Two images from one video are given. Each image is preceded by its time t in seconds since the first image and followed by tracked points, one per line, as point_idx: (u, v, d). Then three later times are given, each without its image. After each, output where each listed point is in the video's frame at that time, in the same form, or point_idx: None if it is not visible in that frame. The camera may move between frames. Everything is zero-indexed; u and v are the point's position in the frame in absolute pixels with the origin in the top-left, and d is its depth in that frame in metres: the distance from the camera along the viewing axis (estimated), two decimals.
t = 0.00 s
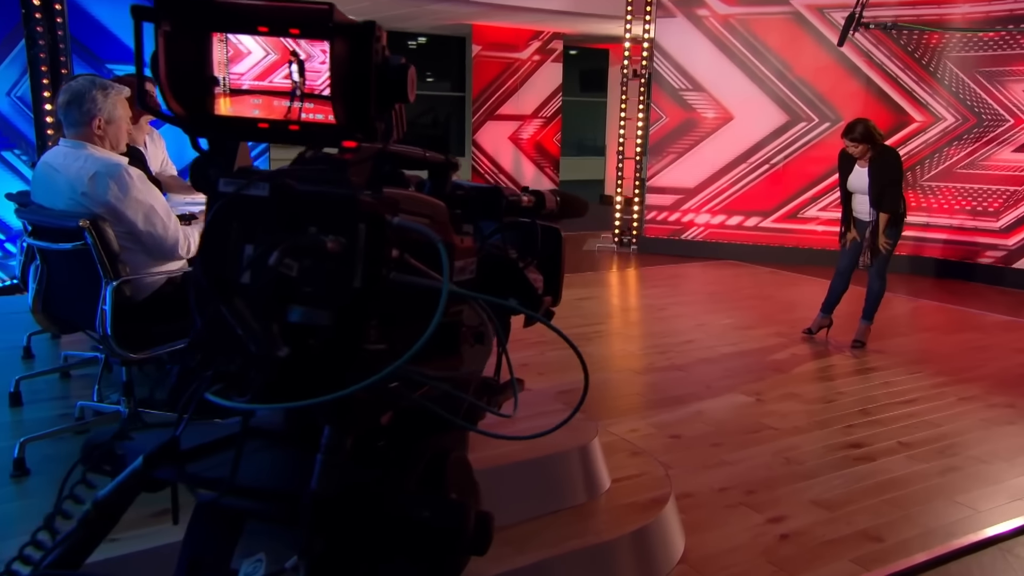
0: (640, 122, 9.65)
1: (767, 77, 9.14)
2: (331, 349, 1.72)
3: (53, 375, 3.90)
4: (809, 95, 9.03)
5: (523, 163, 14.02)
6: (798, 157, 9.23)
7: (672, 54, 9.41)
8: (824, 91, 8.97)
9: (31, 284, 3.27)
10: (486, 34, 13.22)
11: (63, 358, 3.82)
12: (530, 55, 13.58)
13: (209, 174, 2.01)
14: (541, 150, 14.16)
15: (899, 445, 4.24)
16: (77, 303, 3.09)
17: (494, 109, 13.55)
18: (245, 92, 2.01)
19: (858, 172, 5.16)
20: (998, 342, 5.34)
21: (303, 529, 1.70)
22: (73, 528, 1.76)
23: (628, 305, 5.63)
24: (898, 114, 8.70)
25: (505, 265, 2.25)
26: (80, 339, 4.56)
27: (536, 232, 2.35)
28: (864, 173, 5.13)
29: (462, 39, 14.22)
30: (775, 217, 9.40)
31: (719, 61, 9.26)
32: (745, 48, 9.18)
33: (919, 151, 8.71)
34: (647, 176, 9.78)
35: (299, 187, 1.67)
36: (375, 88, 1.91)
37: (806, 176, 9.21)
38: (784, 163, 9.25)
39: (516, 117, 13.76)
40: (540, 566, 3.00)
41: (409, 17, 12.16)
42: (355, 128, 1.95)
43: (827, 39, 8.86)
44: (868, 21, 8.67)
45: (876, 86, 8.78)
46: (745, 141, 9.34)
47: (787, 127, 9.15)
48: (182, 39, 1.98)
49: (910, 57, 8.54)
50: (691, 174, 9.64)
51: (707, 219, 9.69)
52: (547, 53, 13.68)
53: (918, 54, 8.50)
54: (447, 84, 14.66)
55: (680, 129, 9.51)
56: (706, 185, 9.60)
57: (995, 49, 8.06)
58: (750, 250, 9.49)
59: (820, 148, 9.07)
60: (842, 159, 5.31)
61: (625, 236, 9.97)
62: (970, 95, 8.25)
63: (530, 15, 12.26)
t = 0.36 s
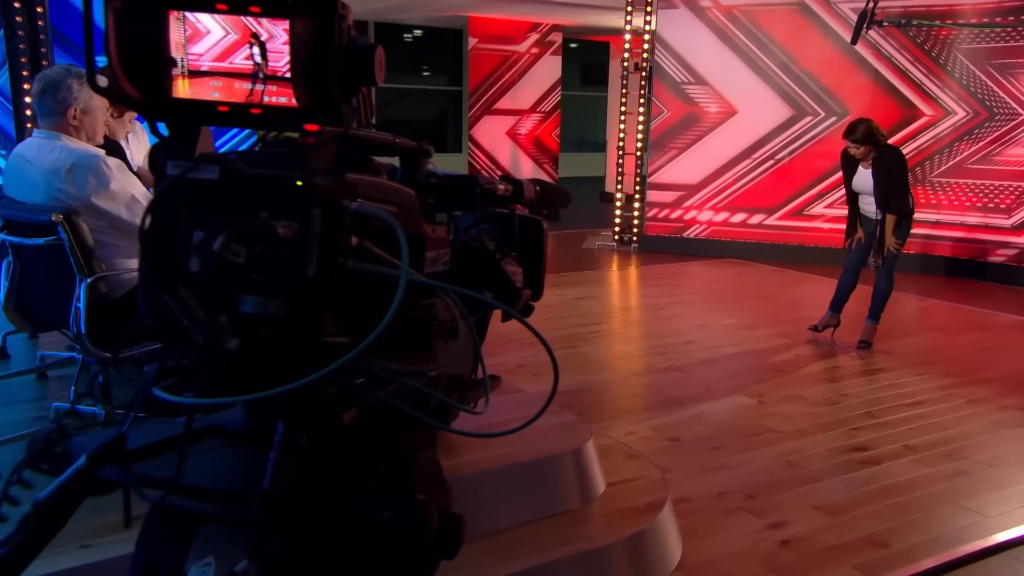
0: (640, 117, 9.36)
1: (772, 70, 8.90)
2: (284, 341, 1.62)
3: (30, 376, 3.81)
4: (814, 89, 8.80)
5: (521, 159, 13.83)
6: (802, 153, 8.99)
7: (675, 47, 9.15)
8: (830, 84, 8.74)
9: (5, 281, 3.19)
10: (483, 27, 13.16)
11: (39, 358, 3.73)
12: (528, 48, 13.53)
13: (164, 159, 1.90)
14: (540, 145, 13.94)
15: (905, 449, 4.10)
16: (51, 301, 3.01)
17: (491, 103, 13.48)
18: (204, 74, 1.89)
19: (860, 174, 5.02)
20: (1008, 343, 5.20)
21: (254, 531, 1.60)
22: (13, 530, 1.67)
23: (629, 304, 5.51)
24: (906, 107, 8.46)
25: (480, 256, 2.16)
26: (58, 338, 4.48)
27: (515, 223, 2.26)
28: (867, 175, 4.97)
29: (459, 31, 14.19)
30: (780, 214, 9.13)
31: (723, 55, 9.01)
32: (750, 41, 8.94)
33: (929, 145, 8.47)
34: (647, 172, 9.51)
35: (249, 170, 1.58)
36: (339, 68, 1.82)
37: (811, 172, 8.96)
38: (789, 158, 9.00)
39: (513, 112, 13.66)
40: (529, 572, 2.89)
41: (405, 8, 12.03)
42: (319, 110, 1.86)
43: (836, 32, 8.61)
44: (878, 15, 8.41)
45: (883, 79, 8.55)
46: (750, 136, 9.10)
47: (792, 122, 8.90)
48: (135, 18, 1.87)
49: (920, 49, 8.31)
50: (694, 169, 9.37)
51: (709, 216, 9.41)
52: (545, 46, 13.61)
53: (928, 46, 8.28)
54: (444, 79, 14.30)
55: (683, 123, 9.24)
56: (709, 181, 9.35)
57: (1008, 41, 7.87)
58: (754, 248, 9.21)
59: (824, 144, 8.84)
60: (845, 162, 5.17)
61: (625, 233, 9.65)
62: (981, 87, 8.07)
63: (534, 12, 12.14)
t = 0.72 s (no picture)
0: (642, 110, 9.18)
1: (777, 62, 8.71)
2: (232, 334, 1.52)
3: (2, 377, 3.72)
4: (820, 81, 8.61)
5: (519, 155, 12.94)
6: (808, 148, 8.79)
7: (677, 40, 8.98)
8: (837, 77, 8.55)
9: None
10: (478, 18, 12.43)
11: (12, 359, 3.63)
12: (525, 40, 12.71)
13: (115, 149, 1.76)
14: (538, 141, 13.00)
15: (910, 452, 3.97)
16: (19, 298, 2.92)
17: (488, 97, 12.66)
18: (156, 55, 1.76)
19: (868, 165, 4.88)
20: (1018, 343, 5.05)
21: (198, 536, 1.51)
22: None
23: (629, 304, 5.39)
24: (914, 100, 8.30)
25: (453, 247, 2.04)
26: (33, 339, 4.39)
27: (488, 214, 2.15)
28: (874, 166, 4.84)
29: (456, 24, 13.80)
30: (785, 211, 8.95)
31: (727, 47, 8.82)
32: (753, 32, 8.73)
33: (939, 140, 8.29)
34: (648, 168, 9.34)
35: (193, 152, 1.48)
36: (296, 48, 1.70)
37: (817, 168, 8.77)
38: (795, 153, 8.81)
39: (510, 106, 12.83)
40: None
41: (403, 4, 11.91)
42: (276, 92, 1.72)
43: (844, 25, 8.45)
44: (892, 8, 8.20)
45: (892, 71, 8.39)
46: (756, 128, 8.88)
47: (797, 116, 8.71)
48: None
49: (930, 40, 8.15)
50: (696, 165, 9.17)
51: (713, 213, 9.22)
52: (542, 38, 12.79)
53: (937, 37, 8.13)
54: (441, 72, 14.29)
55: (686, 117, 9.07)
56: (711, 178, 9.16)
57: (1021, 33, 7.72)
58: (759, 246, 9.00)
59: (832, 138, 8.63)
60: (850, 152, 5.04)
61: (625, 230, 9.46)
62: (992, 79, 7.92)
63: (537, 9, 12.03)
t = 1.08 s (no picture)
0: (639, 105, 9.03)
1: (779, 55, 8.56)
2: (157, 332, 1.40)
3: None
4: (822, 74, 8.47)
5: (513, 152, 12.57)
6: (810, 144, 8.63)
7: (676, 32, 8.81)
8: (840, 70, 8.40)
9: None
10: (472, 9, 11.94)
11: None
12: (520, 32, 12.22)
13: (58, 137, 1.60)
14: (532, 136, 12.66)
15: (913, 457, 3.83)
16: None
17: (482, 90, 12.22)
18: (93, 35, 1.53)
19: (874, 153, 4.74)
20: None
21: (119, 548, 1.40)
22: None
23: (626, 304, 5.24)
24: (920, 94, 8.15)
25: (417, 244, 1.89)
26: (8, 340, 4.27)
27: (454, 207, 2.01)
28: (880, 153, 4.70)
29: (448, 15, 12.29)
30: (786, 208, 8.78)
31: (727, 39, 8.66)
32: (755, 24, 8.57)
33: (945, 135, 8.13)
34: (646, 164, 9.17)
35: (116, 136, 1.36)
36: (242, 27, 1.48)
37: (819, 164, 8.62)
38: (796, 149, 8.66)
39: (504, 101, 12.43)
40: None
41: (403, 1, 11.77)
42: (220, 76, 1.51)
43: (847, 17, 8.29)
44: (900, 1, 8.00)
45: (896, 64, 8.22)
46: (757, 123, 8.72)
47: (799, 110, 8.56)
48: None
49: (936, 31, 7.98)
50: (695, 161, 9.02)
51: (711, 211, 9.04)
52: (537, 30, 12.32)
53: (944, 28, 7.95)
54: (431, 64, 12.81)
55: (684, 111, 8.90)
56: (710, 174, 8.99)
57: None
58: (761, 244, 8.83)
59: (834, 133, 8.49)
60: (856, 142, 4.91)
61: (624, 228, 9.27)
62: (1000, 72, 7.75)
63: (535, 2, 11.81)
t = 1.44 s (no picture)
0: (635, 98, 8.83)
1: (777, 47, 8.34)
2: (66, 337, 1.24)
3: None
4: (822, 67, 8.25)
5: (504, 147, 11.93)
6: (810, 139, 8.43)
7: (672, 24, 8.64)
8: (841, 63, 8.19)
9: None
10: None
11: None
12: (511, 24, 11.64)
13: None
14: (524, 132, 12.06)
15: (914, 463, 3.68)
16: None
17: (470, 84, 11.69)
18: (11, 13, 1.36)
19: (882, 141, 4.59)
20: None
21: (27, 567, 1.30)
22: None
23: (620, 304, 5.09)
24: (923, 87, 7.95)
25: (369, 240, 1.72)
26: None
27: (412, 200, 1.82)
28: (887, 141, 4.56)
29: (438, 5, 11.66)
30: (785, 206, 8.59)
31: (725, 32, 8.45)
32: (752, 16, 8.35)
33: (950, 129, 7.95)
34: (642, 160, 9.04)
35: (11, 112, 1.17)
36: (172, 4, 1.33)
37: (819, 159, 8.41)
38: (795, 144, 8.47)
39: (494, 95, 11.81)
40: None
41: None
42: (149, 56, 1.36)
43: (847, 9, 8.09)
44: None
45: (898, 56, 8.01)
46: (756, 117, 8.52)
47: (798, 104, 8.35)
48: None
49: (939, 22, 7.79)
50: (692, 157, 8.85)
51: (709, 208, 8.90)
52: (529, 21, 11.70)
53: (947, 19, 7.77)
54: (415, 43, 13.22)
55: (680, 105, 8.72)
56: (708, 170, 8.82)
57: None
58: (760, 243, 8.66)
59: (834, 128, 8.27)
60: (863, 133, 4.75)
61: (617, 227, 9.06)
62: (1006, 64, 7.57)
63: None
